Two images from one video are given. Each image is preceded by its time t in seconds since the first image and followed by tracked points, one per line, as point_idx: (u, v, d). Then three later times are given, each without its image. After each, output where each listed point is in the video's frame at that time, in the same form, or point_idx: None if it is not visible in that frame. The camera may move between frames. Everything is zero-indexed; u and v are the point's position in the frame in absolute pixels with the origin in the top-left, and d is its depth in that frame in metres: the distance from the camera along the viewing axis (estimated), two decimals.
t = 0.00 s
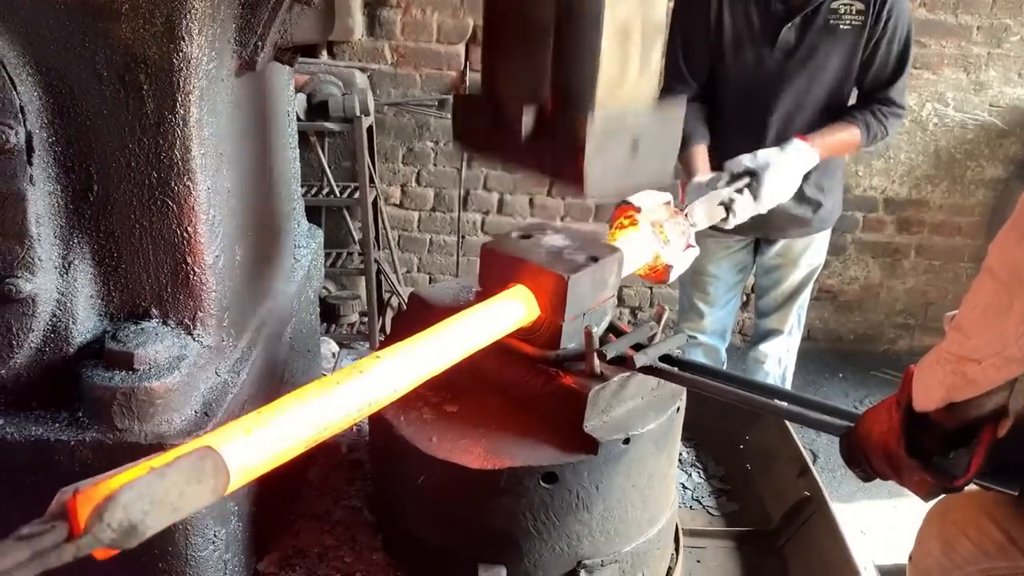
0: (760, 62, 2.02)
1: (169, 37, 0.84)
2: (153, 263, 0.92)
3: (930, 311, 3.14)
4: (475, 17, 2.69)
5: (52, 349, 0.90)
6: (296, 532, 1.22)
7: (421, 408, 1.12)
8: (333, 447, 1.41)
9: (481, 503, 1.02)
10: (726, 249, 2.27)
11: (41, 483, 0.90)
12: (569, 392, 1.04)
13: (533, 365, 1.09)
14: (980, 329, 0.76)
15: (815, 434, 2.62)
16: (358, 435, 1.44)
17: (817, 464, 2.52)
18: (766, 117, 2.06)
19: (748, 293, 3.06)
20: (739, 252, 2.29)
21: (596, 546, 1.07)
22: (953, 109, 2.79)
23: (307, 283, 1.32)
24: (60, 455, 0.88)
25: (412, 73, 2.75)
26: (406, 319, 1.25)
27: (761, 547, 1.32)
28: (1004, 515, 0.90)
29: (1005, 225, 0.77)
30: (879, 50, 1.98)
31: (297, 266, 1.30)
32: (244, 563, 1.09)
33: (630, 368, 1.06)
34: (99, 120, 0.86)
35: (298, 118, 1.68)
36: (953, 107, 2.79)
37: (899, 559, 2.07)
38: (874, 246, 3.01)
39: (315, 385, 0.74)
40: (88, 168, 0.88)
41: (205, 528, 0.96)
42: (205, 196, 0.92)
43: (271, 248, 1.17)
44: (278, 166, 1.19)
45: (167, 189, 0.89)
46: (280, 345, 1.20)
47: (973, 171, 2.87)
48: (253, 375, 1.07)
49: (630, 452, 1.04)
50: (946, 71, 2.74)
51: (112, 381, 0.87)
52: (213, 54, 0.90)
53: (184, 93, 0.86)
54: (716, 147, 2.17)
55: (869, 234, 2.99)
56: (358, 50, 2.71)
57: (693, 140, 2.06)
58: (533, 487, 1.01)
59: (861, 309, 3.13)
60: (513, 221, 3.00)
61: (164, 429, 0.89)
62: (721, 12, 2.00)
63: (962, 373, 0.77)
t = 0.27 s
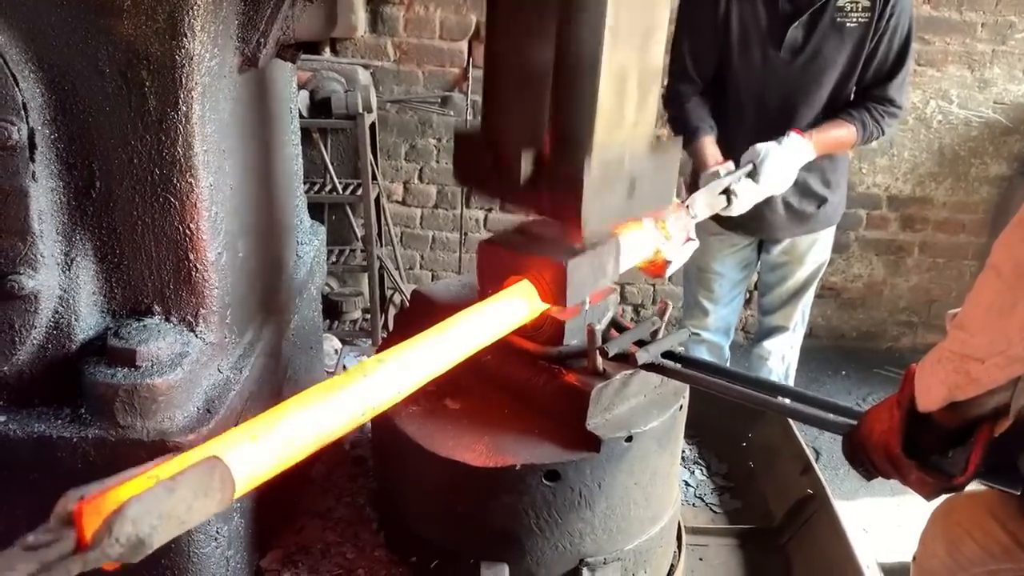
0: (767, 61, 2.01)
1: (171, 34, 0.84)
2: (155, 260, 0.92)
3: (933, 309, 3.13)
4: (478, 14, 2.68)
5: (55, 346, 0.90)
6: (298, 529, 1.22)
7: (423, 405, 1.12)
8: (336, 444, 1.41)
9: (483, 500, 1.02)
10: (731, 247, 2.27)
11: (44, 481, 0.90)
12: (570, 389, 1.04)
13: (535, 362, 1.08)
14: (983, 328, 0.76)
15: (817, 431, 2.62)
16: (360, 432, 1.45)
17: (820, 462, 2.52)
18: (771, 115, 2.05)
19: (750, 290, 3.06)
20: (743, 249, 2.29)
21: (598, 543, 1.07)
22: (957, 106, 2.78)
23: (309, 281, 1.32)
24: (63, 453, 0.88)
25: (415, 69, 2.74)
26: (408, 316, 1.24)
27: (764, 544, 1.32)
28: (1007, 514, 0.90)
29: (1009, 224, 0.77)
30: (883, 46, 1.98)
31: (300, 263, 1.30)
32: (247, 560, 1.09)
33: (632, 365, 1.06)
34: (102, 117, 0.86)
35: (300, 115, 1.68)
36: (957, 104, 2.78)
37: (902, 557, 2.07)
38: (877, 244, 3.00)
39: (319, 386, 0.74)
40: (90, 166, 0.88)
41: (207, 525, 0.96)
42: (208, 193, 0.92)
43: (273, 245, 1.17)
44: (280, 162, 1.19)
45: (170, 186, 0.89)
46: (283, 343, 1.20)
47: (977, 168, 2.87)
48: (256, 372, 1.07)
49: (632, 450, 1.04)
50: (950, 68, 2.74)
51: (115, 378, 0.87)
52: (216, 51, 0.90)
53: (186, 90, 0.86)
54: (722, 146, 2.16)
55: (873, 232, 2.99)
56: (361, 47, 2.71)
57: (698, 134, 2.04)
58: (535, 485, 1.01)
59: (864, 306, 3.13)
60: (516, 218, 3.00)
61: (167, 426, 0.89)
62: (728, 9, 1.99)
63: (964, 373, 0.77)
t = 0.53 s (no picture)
0: (770, 53, 2.01)
1: (173, 30, 0.83)
2: (157, 256, 0.91)
3: (936, 307, 3.13)
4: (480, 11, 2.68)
5: (57, 342, 0.90)
6: (300, 525, 1.22)
7: (424, 401, 1.12)
8: (338, 441, 1.41)
9: (486, 497, 1.02)
10: (734, 246, 2.27)
11: (47, 477, 0.90)
12: (572, 386, 1.04)
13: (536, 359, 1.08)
14: (986, 327, 0.76)
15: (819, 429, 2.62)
16: (362, 429, 1.45)
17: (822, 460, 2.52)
18: (772, 108, 2.05)
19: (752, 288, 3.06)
20: (746, 248, 2.29)
21: (601, 541, 1.07)
22: (960, 104, 2.78)
23: (311, 278, 1.32)
24: (65, 448, 0.88)
25: (417, 67, 2.74)
26: (410, 313, 1.24)
27: (766, 542, 1.32)
28: (1009, 513, 0.90)
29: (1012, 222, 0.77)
30: (889, 45, 1.97)
31: (302, 259, 1.30)
32: (249, 556, 1.09)
33: (633, 363, 1.06)
34: (104, 113, 0.86)
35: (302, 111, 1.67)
36: (961, 102, 2.77)
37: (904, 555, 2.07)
38: (879, 242, 3.00)
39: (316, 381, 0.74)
40: (93, 162, 0.88)
41: (210, 522, 0.96)
42: (210, 190, 0.92)
43: (276, 242, 1.17)
44: (282, 159, 1.19)
45: (173, 182, 0.89)
46: (285, 339, 1.20)
47: (980, 166, 2.86)
48: (258, 369, 1.07)
49: (635, 448, 1.04)
50: (954, 66, 2.73)
51: (116, 374, 0.87)
52: (218, 47, 0.90)
53: (188, 86, 0.86)
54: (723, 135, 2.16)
55: (876, 230, 2.98)
56: (363, 44, 2.70)
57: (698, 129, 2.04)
58: (537, 482, 1.01)
59: (866, 305, 3.13)
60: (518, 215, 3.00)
61: (170, 423, 0.89)
62: None
63: (967, 371, 0.77)
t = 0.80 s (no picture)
0: (766, 66, 2.02)
1: (176, 27, 0.84)
2: (160, 254, 0.92)
3: (937, 306, 3.13)
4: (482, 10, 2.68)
5: (59, 340, 0.90)
6: (302, 523, 1.22)
7: (425, 399, 1.12)
8: (339, 439, 1.41)
9: (487, 495, 1.02)
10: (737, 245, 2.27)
11: (50, 473, 0.90)
12: (574, 384, 1.04)
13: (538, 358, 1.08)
14: (987, 326, 0.76)
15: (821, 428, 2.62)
16: (364, 427, 1.45)
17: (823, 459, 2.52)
18: (773, 115, 2.06)
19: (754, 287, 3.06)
20: (749, 247, 2.29)
21: (602, 539, 1.07)
22: (962, 103, 2.77)
23: (313, 276, 1.32)
24: (67, 445, 0.89)
25: (419, 65, 2.74)
26: (412, 312, 1.24)
27: (768, 541, 1.32)
28: (1011, 511, 0.90)
29: (1013, 222, 0.77)
30: (881, 42, 1.97)
31: (304, 258, 1.30)
32: (251, 553, 1.09)
33: (636, 361, 1.05)
34: (107, 111, 0.86)
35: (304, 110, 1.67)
36: (962, 101, 2.77)
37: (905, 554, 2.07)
38: (881, 241, 3.00)
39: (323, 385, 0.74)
40: (96, 160, 0.88)
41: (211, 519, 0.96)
42: (212, 187, 0.92)
43: (278, 239, 1.17)
44: (285, 158, 1.19)
45: (175, 180, 0.89)
46: (287, 337, 1.20)
47: (982, 165, 2.86)
48: (260, 366, 1.07)
49: (636, 446, 1.04)
50: (955, 65, 2.73)
51: (119, 372, 0.87)
52: (220, 45, 0.90)
53: (190, 84, 0.86)
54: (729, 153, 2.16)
55: (877, 229, 2.98)
56: (365, 42, 2.70)
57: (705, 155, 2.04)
58: (539, 480, 1.01)
59: (868, 304, 3.12)
60: (519, 214, 2.99)
61: (172, 420, 0.89)
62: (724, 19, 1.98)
63: (968, 370, 0.77)
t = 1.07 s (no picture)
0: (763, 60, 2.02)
1: (179, 27, 0.84)
2: (163, 252, 0.92)
3: (939, 306, 3.13)
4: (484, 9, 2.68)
5: (63, 338, 0.91)
6: (303, 521, 1.22)
7: (427, 397, 1.13)
8: (341, 438, 1.41)
9: (489, 493, 1.02)
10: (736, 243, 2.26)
11: (53, 472, 0.91)
12: (577, 383, 1.04)
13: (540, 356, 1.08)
14: (985, 329, 0.77)
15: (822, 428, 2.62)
16: (366, 426, 1.45)
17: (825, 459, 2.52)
18: (765, 112, 2.06)
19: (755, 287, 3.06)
20: (748, 245, 2.28)
21: (603, 538, 1.07)
22: (964, 103, 2.77)
23: (315, 275, 1.33)
24: (70, 444, 0.89)
25: (421, 65, 2.74)
26: (414, 310, 1.25)
27: (769, 541, 1.32)
28: (1012, 512, 0.90)
29: (1010, 227, 0.78)
30: (882, 47, 1.98)
31: (306, 258, 1.30)
32: (253, 552, 1.09)
33: (636, 361, 1.06)
34: (110, 110, 0.86)
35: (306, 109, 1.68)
36: (965, 100, 2.77)
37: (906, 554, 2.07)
38: (883, 241, 3.00)
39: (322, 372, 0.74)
40: (99, 159, 0.88)
41: (214, 518, 0.96)
42: (215, 187, 0.92)
43: (281, 238, 1.18)
44: (287, 158, 1.19)
45: (178, 179, 0.89)
46: (289, 336, 1.20)
47: (984, 165, 2.86)
48: (263, 365, 1.07)
49: (637, 445, 1.04)
50: (958, 65, 2.73)
51: (122, 370, 0.87)
52: (223, 45, 0.90)
53: (193, 83, 0.86)
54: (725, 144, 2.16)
55: (879, 229, 2.98)
56: (368, 42, 2.71)
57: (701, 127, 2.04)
58: (541, 479, 1.01)
59: (869, 304, 3.12)
60: (521, 214, 3.00)
61: (174, 419, 0.89)
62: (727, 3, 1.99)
63: (965, 372, 0.77)
